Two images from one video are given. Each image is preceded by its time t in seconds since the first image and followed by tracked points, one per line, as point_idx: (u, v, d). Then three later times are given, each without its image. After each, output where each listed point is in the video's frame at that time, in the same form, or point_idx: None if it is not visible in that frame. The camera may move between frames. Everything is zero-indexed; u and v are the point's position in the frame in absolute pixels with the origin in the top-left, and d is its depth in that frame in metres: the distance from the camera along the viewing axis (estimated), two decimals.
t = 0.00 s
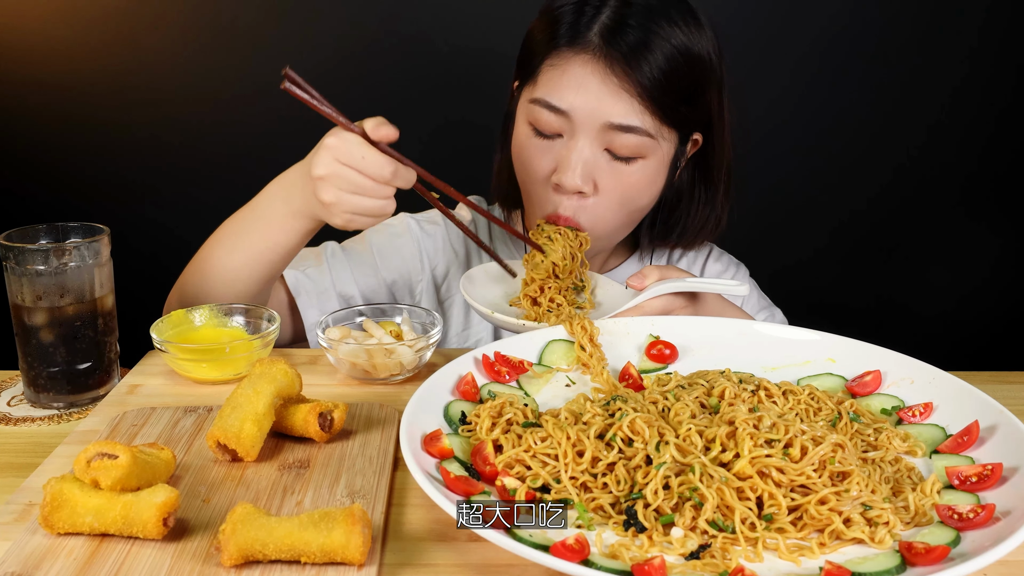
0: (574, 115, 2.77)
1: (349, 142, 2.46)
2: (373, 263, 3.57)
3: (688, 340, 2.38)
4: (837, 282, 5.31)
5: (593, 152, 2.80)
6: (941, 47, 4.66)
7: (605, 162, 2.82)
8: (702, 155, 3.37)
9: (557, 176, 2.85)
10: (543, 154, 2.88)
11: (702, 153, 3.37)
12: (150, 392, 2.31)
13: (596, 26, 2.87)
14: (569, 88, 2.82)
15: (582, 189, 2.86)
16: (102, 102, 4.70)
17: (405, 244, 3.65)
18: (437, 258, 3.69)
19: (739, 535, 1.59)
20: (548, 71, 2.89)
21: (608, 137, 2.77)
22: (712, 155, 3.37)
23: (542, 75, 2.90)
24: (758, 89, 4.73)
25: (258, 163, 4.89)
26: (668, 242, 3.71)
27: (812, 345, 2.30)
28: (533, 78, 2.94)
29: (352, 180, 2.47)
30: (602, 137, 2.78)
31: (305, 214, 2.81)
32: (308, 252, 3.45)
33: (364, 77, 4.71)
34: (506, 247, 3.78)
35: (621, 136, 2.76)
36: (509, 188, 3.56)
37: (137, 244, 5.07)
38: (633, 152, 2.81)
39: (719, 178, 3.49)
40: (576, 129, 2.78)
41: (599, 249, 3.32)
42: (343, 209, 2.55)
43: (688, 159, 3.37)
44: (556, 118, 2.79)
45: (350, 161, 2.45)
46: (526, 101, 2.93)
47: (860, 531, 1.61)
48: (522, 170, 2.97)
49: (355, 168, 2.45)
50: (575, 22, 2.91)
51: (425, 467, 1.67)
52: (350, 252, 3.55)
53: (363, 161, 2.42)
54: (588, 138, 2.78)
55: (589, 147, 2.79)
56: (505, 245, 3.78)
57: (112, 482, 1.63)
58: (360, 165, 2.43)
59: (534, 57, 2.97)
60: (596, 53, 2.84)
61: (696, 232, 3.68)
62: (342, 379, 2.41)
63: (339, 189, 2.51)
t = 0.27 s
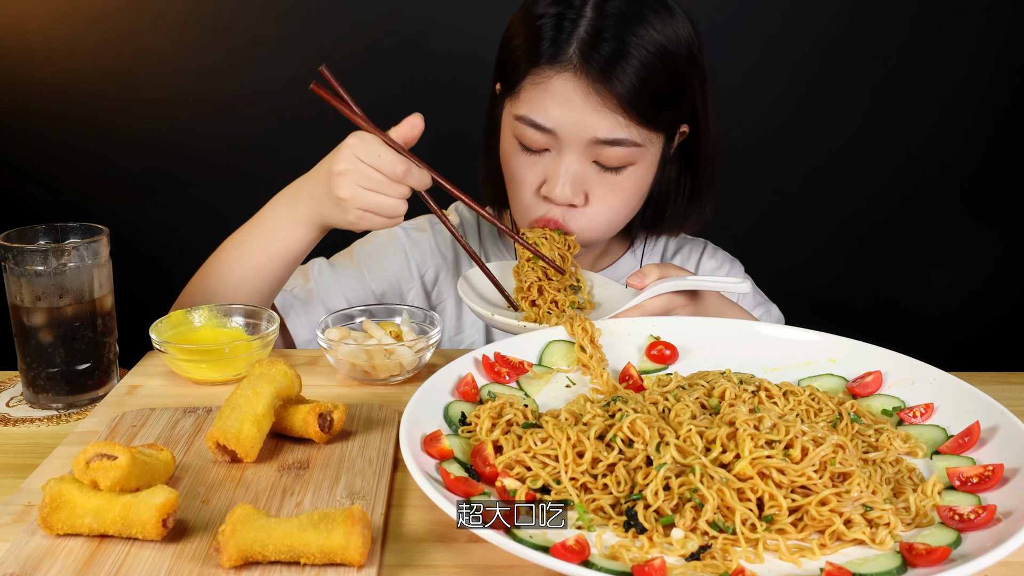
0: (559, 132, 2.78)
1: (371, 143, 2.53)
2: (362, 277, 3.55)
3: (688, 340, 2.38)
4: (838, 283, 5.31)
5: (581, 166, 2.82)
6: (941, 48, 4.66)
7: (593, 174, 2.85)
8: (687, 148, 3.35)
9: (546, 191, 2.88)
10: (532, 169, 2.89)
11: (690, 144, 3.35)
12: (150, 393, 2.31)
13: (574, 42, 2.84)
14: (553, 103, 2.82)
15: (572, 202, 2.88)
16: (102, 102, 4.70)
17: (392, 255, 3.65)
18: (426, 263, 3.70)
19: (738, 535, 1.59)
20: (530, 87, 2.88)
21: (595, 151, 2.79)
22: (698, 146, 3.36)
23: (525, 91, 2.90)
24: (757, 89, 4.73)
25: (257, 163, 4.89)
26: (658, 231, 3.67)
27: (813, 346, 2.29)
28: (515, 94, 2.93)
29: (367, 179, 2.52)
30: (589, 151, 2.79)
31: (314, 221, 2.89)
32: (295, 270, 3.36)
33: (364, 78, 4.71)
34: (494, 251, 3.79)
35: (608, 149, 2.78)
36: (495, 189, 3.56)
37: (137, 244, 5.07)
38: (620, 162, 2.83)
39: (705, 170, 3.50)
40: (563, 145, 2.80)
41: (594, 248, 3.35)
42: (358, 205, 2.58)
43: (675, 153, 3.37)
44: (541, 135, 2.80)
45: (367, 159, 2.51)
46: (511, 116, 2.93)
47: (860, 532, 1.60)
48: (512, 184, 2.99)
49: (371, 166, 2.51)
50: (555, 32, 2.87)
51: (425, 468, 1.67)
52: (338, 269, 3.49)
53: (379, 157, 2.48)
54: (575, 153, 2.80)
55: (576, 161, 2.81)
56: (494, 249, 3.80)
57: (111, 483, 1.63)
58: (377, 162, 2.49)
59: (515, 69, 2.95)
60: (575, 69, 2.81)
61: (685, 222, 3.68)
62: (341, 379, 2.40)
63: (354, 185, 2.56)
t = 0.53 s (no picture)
0: (550, 130, 2.77)
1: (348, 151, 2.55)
2: (349, 289, 3.59)
3: (689, 341, 2.37)
4: (837, 284, 5.31)
5: (575, 164, 2.80)
6: (941, 49, 4.67)
7: (587, 172, 2.83)
8: (676, 147, 3.34)
9: (539, 191, 2.86)
10: (525, 170, 2.88)
11: (678, 143, 3.33)
12: (149, 393, 2.30)
13: (562, 41, 2.84)
14: (543, 103, 2.81)
15: (567, 202, 2.86)
16: (102, 102, 4.70)
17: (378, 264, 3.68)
18: (414, 271, 3.69)
19: (738, 537, 1.59)
20: (520, 88, 2.88)
21: (588, 149, 2.77)
22: (688, 142, 3.32)
23: (515, 92, 2.90)
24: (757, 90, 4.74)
25: (257, 163, 4.89)
26: (650, 228, 3.68)
27: (813, 346, 2.29)
28: (505, 95, 2.93)
29: (346, 188, 2.54)
30: (582, 149, 2.78)
31: (296, 236, 2.92)
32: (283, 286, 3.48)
33: (363, 78, 4.71)
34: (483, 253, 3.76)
35: (601, 146, 2.76)
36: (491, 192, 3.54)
37: (137, 245, 5.07)
38: (613, 160, 2.82)
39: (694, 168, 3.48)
40: (555, 143, 2.78)
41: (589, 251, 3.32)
42: (338, 213, 2.59)
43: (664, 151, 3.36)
44: (533, 135, 2.79)
45: (344, 168, 2.53)
46: (502, 118, 2.92)
47: (861, 533, 1.60)
48: (505, 186, 2.97)
49: (348, 174, 2.52)
50: (541, 33, 2.88)
51: (425, 469, 1.67)
52: (325, 282, 3.54)
53: (355, 166, 2.50)
54: (567, 151, 2.78)
55: (569, 159, 2.79)
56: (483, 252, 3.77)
57: (111, 483, 1.62)
58: (353, 170, 2.50)
59: (505, 71, 2.95)
60: (564, 67, 2.82)
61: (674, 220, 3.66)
62: (341, 380, 2.40)
63: (332, 194, 2.57)
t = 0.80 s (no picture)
0: (546, 127, 2.75)
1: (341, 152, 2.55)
2: (344, 296, 3.59)
3: (689, 341, 2.37)
4: (837, 286, 5.31)
5: (572, 161, 2.79)
6: (940, 50, 4.67)
7: (584, 169, 2.82)
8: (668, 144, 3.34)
9: (537, 190, 2.84)
10: (521, 169, 2.86)
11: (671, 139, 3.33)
12: (148, 394, 2.30)
13: (556, 37, 2.85)
14: (538, 100, 2.80)
15: (564, 200, 2.85)
16: (101, 103, 4.70)
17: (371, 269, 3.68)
18: (408, 275, 3.69)
19: (738, 538, 1.58)
20: (515, 86, 2.87)
21: (584, 145, 2.76)
22: (681, 139, 3.32)
23: (509, 91, 2.89)
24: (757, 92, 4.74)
25: (256, 164, 4.88)
26: (644, 227, 3.69)
27: (814, 347, 2.28)
28: (500, 94, 2.92)
29: (342, 189, 2.53)
30: (578, 145, 2.76)
31: (293, 242, 2.92)
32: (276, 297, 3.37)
33: (363, 79, 4.71)
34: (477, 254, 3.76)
35: (598, 142, 2.75)
36: (483, 194, 3.52)
37: (136, 246, 5.06)
38: (611, 156, 2.80)
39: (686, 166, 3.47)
40: (551, 141, 2.77)
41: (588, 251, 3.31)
42: (336, 215, 2.58)
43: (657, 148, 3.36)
44: (529, 132, 2.77)
45: (339, 169, 2.52)
46: (496, 117, 2.91)
47: (862, 534, 1.59)
48: (501, 186, 2.95)
49: (343, 175, 2.52)
50: (533, 32, 2.88)
51: (425, 470, 1.66)
52: (319, 288, 3.54)
53: (350, 167, 2.50)
54: (564, 148, 2.77)
55: (565, 156, 2.78)
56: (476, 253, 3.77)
57: (110, 484, 1.62)
58: (348, 171, 2.50)
59: (499, 72, 2.94)
60: (560, 63, 2.82)
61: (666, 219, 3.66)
62: (340, 381, 2.40)
63: (329, 196, 2.56)
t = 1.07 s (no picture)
0: (544, 126, 2.75)
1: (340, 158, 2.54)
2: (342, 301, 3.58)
3: (690, 342, 2.37)
4: (837, 286, 5.31)
5: (570, 160, 2.78)
6: (940, 50, 4.67)
7: (582, 168, 2.81)
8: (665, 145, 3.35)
9: (535, 190, 2.83)
10: (519, 169, 2.86)
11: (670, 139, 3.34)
12: (147, 395, 2.29)
13: (551, 37, 2.85)
14: (535, 100, 2.79)
15: (563, 199, 2.84)
16: (100, 104, 4.69)
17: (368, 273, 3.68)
18: (405, 278, 3.69)
19: (738, 539, 1.58)
20: (511, 86, 2.87)
21: (583, 144, 2.76)
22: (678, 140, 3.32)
23: (506, 90, 2.88)
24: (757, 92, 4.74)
25: (255, 165, 4.88)
26: (643, 227, 3.68)
27: (814, 348, 2.28)
28: (496, 94, 2.91)
29: (342, 194, 2.53)
30: (576, 144, 2.76)
31: (296, 248, 2.91)
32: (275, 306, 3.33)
33: (362, 79, 4.71)
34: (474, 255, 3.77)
35: (596, 141, 2.75)
36: (481, 194, 3.51)
37: (135, 247, 5.06)
38: (609, 155, 2.80)
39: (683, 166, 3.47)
40: (549, 140, 2.76)
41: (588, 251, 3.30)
42: (338, 220, 2.58)
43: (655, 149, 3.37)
44: (526, 132, 2.76)
45: (338, 174, 2.52)
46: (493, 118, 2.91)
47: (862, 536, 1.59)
48: (499, 186, 2.94)
49: (343, 181, 2.52)
50: (529, 32, 2.88)
51: (425, 471, 1.66)
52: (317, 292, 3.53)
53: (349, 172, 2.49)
54: (562, 147, 2.76)
55: (564, 156, 2.77)
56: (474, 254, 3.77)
57: (109, 485, 1.61)
58: (347, 176, 2.50)
59: (495, 72, 2.94)
60: (556, 63, 2.82)
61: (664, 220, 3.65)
62: (340, 382, 2.39)
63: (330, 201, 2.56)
